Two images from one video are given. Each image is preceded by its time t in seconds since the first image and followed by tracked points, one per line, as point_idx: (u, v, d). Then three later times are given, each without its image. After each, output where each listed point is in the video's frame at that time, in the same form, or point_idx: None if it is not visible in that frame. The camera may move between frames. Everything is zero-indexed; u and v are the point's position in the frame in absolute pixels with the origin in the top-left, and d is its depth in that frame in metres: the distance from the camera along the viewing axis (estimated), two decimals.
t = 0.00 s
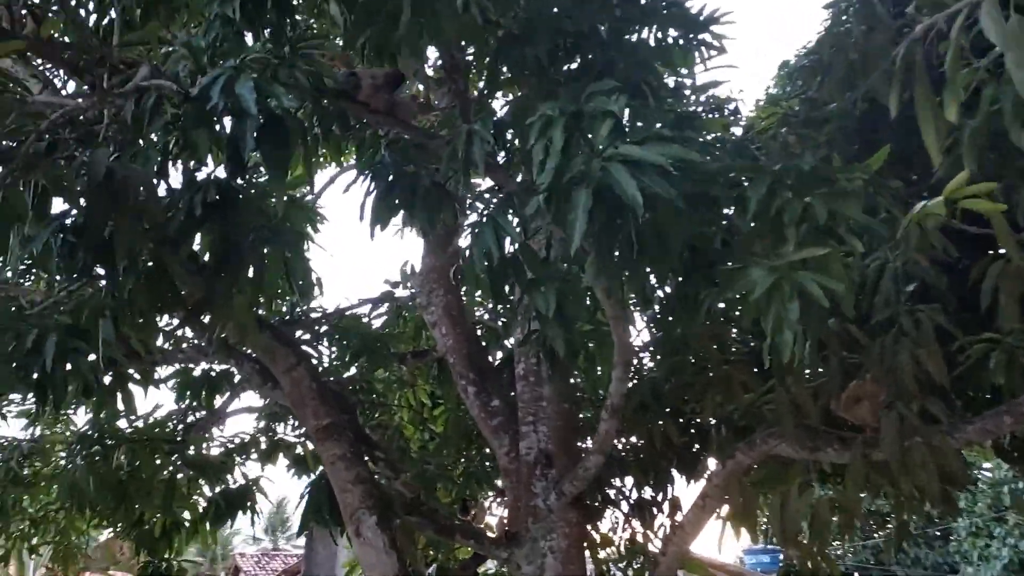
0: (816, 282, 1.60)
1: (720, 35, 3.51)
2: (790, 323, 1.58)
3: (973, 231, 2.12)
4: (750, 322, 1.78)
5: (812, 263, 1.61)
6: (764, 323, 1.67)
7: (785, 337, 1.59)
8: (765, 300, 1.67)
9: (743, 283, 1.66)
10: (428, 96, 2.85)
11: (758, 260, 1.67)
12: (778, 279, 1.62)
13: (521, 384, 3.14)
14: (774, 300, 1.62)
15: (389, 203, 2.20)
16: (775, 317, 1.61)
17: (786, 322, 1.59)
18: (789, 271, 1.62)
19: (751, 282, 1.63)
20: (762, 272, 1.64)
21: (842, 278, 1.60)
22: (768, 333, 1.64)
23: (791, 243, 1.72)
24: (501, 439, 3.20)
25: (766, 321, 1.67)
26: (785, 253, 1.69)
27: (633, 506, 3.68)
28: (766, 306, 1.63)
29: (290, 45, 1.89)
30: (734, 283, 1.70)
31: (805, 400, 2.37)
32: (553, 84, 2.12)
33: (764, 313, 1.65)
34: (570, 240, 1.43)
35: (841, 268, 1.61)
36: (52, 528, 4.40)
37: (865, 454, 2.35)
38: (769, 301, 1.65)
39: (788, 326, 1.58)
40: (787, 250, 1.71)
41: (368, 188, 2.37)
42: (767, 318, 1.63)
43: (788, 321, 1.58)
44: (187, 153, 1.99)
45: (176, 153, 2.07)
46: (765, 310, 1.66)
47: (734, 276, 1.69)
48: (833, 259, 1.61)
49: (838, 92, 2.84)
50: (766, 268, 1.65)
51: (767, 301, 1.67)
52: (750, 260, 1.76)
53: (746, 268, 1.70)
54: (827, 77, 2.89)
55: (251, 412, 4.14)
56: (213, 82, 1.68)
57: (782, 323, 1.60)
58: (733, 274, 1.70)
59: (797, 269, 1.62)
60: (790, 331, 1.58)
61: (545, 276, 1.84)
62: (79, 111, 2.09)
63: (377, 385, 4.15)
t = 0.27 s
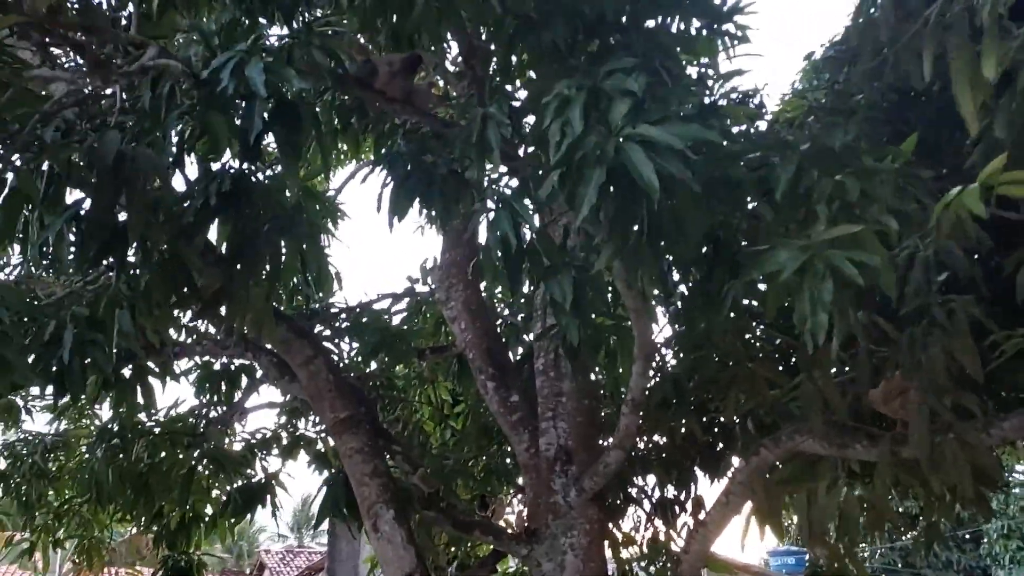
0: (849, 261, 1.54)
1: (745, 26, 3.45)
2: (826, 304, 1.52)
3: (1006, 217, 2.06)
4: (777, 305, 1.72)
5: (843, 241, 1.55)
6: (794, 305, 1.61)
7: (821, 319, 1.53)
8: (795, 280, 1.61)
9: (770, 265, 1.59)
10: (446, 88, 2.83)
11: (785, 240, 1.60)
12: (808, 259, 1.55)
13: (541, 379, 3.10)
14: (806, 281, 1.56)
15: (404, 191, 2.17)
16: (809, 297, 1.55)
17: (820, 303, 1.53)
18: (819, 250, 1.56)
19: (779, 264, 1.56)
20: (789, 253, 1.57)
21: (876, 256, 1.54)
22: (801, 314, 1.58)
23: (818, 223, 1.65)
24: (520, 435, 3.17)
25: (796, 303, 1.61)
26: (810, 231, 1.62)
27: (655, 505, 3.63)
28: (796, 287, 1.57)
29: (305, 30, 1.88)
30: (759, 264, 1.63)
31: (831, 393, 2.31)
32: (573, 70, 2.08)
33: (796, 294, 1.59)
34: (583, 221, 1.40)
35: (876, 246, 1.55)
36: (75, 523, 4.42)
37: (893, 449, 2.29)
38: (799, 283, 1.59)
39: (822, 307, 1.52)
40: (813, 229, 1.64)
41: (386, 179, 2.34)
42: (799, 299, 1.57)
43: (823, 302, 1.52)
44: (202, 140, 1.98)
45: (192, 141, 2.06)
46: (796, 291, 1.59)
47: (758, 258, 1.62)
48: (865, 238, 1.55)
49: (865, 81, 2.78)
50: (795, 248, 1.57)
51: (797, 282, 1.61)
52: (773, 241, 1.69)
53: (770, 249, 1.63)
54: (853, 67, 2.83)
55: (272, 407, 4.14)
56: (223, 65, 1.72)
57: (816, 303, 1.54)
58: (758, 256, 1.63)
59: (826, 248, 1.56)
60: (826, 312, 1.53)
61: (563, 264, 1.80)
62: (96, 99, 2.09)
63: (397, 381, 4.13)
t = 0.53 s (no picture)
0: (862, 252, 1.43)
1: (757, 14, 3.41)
2: (832, 299, 1.41)
3: None
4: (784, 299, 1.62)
5: (858, 232, 1.45)
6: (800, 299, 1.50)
7: (826, 313, 1.42)
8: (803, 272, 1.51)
9: (781, 254, 1.50)
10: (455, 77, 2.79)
11: (798, 229, 1.51)
12: (819, 249, 1.45)
13: (550, 371, 3.07)
14: (813, 272, 1.45)
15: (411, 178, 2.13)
16: (814, 290, 1.44)
17: (826, 297, 1.42)
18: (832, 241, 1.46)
19: (789, 251, 1.47)
20: (801, 241, 1.47)
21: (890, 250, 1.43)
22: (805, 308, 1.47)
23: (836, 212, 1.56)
24: (529, 427, 3.13)
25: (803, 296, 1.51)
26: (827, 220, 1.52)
27: (664, 500, 3.60)
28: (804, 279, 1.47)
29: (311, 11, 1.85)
30: (769, 253, 1.54)
31: (847, 383, 2.26)
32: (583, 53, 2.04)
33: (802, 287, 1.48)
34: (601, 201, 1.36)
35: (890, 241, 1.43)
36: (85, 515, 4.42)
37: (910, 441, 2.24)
38: (807, 274, 1.49)
39: (829, 301, 1.42)
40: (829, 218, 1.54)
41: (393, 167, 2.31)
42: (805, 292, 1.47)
43: (829, 295, 1.41)
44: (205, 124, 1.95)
45: (196, 126, 2.04)
46: (803, 283, 1.49)
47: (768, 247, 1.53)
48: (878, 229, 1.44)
49: (881, 67, 2.73)
50: (807, 236, 1.48)
51: (806, 273, 1.50)
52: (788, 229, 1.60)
53: (782, 238, 1.54)
54: (870, 55, 2.77)
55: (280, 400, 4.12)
56: (226, 44, 1.70)
57: (822, 297, 1.43)
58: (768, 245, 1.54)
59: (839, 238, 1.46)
60: (831, 307, 1.42)
61: (572, 250, 1.76)
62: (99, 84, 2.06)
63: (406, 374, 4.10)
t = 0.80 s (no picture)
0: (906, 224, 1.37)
1: None
2: (876, 274, 1.35)
3: None
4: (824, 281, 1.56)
5: (899, 204, 1.40)
6: (841, 277, 1.44)
7: (871, 289, 1.36)
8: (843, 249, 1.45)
9: (818, 231, 1.45)
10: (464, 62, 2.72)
11: (836, 204, 1.46)
12: (859, 223, 1.40)
13: (564, 363, 3.00)
14: (854, 248, 1.39)
15: (421, 161, 2.06)
16: (857, 265, 1.38)
17: (871, 272, 1.36)
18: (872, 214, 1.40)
19: (827, 227, 1.42)
20: (839, 216, 1.42)
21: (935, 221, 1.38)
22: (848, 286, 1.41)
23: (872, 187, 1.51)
24: (543, 421, 3.07)
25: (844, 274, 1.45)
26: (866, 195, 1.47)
27: (679, 495, 3.54)
28: (845, 255, 1.41)
29: None
30: (806, 231, 1.49)
31: (874, 371, 2.18)
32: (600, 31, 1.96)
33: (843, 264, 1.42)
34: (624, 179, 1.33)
35: (934, 211, 1.38)
36: (93, 514, 4.37)
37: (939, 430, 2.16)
38: (848, 250, 1.43)
39: (873, 276, 1.35)
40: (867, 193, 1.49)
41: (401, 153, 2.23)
42: (847, 269, 1.41)
43: (874, 270, 1.35)
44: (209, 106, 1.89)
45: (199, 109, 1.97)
46: (844, 260, 1.43)
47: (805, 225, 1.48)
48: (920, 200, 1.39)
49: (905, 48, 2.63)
50: (845, 211, 1.43)
51: (846, 250, 1.44)
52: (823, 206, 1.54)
53: (819, 214, 1.49)
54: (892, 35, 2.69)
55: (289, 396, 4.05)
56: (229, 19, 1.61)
57: (866, 272, 1.37)
58: (805, 223, 1.49)
59: (880, 211, 1.41)
60: (875, 283, 1.35)
61: (591, 233, 1.68)
62: (99, 67, 2.00)
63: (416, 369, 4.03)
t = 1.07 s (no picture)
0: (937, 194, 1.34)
1: None
2: (910, 245, 1.30)
3: None
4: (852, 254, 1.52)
5: (930, 173, 1.36)
6: (873, 248, 1.39)
7: (905, 260, 1.31)
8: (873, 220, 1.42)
9: (845, 204, 1.42)
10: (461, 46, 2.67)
11: (862, 175, 1.43)
12: (888, 195, 1.36)
13: (572, 353, 2.94)
14: (886, 219, 1.35)
15: (425, 146, 2.00)
16: (889, 237, 1.34)
17: (904, 243, 1.31)
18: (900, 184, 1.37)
19: (855, 199, 1.40)
20: (867, 186, 1.39)
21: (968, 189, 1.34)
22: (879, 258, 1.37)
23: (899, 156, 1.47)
24: (551, 412, 3.00)
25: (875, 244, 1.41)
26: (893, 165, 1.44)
27: (689, 486, 3.49)
28: (876, 226, 1.37)
29: None
30: (833, 203, 1.46)
31: (895, 352, 2.12)
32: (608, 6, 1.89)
33: (873, 236, 1.38)
34: (642, 154, 1.28)
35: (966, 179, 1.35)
36: (95, 516, 4.31)
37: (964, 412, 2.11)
38: (879, 221, 1.38)
39: (906, 247, 1.31)
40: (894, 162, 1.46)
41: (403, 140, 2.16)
42: (879, 240, 1.36)
43: (907, 241, 1.31)
44: (205, 92, 1.83)
45: (194, 95, 1.90)
46: (874, 231, 1.39)
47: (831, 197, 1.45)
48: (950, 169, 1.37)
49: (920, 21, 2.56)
50: (872, 182, 1.41)
51: (876, 221, 1.40)
52: (848, 177, 1.51)
53: (845, 186, 1.46)
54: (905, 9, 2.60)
55: (293, 392, 3.99)
56: None
57: (898, 243, 1.32)
58: (830, 195, 1.46)
59: (908, 181, 1.38)
60: (909, 254, 1.31)
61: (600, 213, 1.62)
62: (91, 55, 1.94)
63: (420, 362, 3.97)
